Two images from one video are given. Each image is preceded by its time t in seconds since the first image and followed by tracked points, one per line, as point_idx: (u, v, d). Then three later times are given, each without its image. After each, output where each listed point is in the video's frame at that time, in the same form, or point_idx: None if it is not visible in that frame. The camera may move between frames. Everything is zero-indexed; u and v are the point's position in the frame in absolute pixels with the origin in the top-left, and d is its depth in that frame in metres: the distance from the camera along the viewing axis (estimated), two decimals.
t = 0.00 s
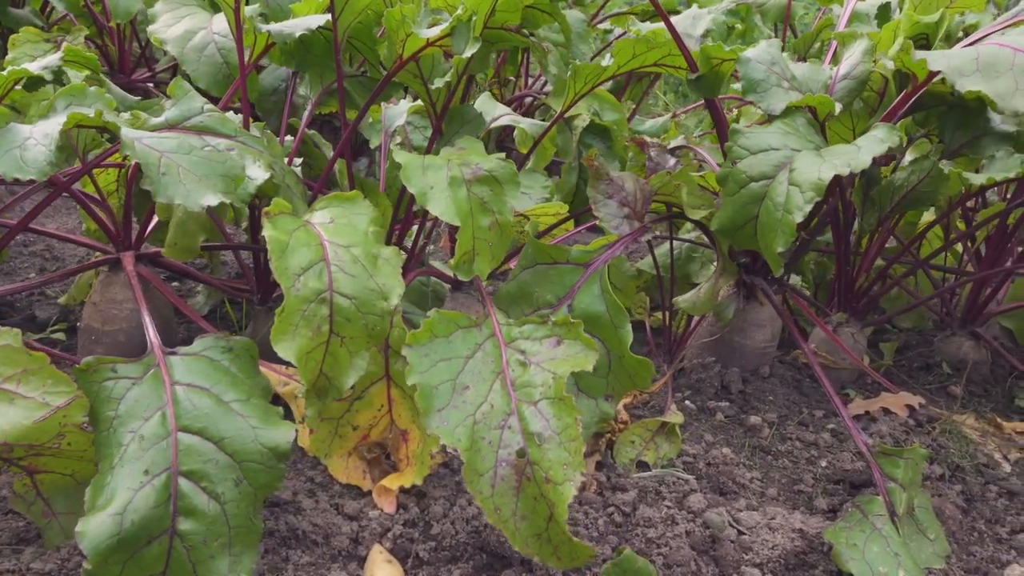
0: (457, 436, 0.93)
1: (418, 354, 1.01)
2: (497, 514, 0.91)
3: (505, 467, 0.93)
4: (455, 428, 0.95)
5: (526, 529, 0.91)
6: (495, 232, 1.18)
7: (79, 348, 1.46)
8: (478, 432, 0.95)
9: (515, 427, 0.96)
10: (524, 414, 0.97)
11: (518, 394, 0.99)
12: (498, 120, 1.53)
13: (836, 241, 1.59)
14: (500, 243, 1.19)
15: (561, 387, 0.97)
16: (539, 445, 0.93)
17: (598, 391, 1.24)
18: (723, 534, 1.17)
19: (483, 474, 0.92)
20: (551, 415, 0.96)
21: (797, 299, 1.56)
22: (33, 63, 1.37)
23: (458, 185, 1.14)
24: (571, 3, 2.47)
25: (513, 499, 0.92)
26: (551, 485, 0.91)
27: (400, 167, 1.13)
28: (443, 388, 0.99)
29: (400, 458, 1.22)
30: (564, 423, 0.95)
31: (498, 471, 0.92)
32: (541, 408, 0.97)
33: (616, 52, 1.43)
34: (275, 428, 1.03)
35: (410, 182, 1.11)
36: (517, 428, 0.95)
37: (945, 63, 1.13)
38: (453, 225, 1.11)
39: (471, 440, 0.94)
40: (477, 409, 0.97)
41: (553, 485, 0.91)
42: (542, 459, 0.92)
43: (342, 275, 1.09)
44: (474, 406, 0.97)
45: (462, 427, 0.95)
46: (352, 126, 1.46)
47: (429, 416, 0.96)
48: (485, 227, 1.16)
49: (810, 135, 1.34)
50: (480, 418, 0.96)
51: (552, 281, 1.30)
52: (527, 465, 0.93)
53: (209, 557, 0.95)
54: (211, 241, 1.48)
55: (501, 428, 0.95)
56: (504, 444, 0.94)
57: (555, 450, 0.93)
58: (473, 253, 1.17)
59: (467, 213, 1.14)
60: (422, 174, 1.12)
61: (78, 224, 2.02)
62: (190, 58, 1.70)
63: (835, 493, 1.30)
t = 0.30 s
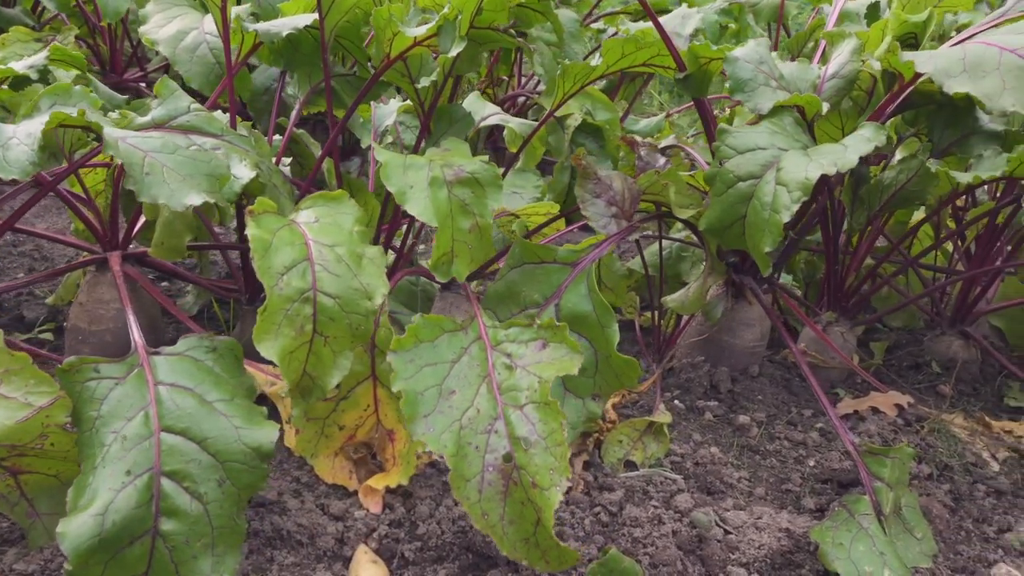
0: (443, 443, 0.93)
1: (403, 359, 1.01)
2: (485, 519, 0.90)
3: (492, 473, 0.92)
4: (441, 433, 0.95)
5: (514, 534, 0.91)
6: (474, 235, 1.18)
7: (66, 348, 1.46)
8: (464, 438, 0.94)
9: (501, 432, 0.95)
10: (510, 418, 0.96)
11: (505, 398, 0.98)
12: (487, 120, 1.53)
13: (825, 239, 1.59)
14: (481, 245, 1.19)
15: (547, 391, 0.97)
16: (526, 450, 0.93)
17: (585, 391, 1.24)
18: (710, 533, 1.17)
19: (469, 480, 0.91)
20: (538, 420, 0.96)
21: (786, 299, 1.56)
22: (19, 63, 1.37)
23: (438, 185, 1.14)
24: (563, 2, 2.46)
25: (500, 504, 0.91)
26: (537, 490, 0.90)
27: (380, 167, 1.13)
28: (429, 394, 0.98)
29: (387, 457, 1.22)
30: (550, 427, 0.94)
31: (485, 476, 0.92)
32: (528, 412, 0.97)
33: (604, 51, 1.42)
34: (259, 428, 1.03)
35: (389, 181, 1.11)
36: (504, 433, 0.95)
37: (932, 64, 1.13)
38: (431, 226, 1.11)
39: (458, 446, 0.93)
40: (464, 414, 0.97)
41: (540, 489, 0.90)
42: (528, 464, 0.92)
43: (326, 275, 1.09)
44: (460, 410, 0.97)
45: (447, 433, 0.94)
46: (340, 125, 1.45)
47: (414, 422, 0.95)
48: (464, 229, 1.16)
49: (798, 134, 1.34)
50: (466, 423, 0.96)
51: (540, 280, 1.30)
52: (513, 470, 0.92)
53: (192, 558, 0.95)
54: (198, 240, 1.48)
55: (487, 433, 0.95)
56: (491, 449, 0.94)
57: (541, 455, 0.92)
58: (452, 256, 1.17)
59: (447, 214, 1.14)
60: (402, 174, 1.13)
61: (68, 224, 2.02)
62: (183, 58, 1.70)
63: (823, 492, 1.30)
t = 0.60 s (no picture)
0: (417, 434, 0.94)
1: (381, 349, 1.01)
2: (454, 511, 0.91)
3: (466, 466, 0.93)
4: (415, 424, 0.96)
5: (485, 529, 0.91)
6: (466, 232, 1.17)
7: (53, 348, 1.45)
8: (438, 430, 0.95)
9: (476, 425, 0.96)
10: (486, 412, 0.97)
11: (482, 393, 0.99)
12: (476, 120, 1.53)
13: (815, 238, 1.58)
14: (472, 242, 1.19)
15: (522, 385, 0.97)
16: (499, 444, 0.93)
17: (574, 390, 1.24)
18: (697, 533, 1.17)
19: (442, 473, 0.92)
20: (513, 414, 0.96)
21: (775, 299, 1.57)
22: (4, 63, 1.37)
23: (427, 183, 1.14)
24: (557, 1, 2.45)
25: (471, 497, 0.92)
26: (510, 485, 0.91)
27: (370, 166, 1.12)
28: (406, 385, 0.99)
29: (373, 457, 1.22)
30: (524, 422, 0.95)
31: (458, 468, 0.92)
32: (503, 407, 0.97)
33: (593, 50, 1.42)
34: (242, 429, 1.02)
35: (379, 180, 1.11)
36: (479, 427, 0.95)
37: (919, 62, 1.13)
38: (421, 224, 1.11)
39: (431, 437, 0.94)
40: (439, 407, 0.97)
41: (512, 484, 0.91)
42: (501, 458, 0.92)
43: (312, 274, 1.08)
44: (436, 403, 0.98)
45: (422, 424, 0.95)
46: (329, 124, 1.45)
47: (389, 412, 0.96)
48: (454, 227, 1.16)
49: (786, 133, 1.34)
50: (441, 416, 0.96)
51: (527, 280, 1.30)
52: (487, 464, 0.93)
53: (174, 558, 0.94)
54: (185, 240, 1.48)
55: (462, 426, 0.95)
56: (465, 442, 0.94)
57: (515, 450, 0.93)
58: (443, 253, 1.17)
59: (437, 213, 1.14)
60: (392, 172, 1.12)
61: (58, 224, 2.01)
62: (169, 57, 1.69)
63: (811, 492, 1.30)
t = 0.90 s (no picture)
0: (403, 435, 0.93)
1: (365, 352, 1.01)
2: (444, 513, 0.90)
3: (454, 467, 0.92)
4: (403, 428, 0.95)
5: (476, 530, 0.90)
6: (450, 232, 1.17)
7: (38, 348, 1.45)
8: (426, 431, 0.94)
9: (465, 427, 0.94)
10: (474, 413, 0.96)
11: (468, 393, 0.98)
12: (463, 119, 1.53)
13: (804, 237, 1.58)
14: (455, 240, 1.19)
15: (510, 385, 0.97)
16: (488, 445, 0.93)
17: (560, 390, 1.23)
18: (683, 532, 1.17)
19: (431, 474, 0.91)
20: (500, 415, 0.95)
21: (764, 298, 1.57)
22: None
23: (410, 182, 1.14)
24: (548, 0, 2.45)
25: (461, 499, 0.90)
26: (498, 484, 0.90)
27: (352, 164, 1.12)
28: (392, 387, 0.98)
29: (359, 457, 1.21)
30: (512, 421, 0.94)
31: (447, 470, 0.91)
32: (491, 407, 0.96)
33: (580, 49, 1.42)
34: (225, 428, 1.02)
35: (361, 179, 1.10)
36: (467, 427, 0.94)
37: (902, 62, 1.12)
38: (403, 224, 1.10)
39: (419, 440, 0.93)
40: (426, 408, 0.96)
41: (500, 484, 0.90)
42: (489, 459, 0.92)
43: (295, 274, 1.09)
44: (423, 404, 0.96)
45: (409, 426, 0.94)
46: (316, 123, 1.45)
47: (376, 415, 0.95)
48: (438, 226, 1.16)
49: (772, 133, 1.34)
50: (429, 417, 0.95)
51: (513, 279, 1.30)
52: (475, 464, 0.92)
53: (156, 558, 0.94)
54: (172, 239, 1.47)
55: (450, 428, 0.94)
56: (454, 443, 0.93)
57: (503, 450, 0.92)
58: (426, 253, 1.16)
59: (420, 211, 1.14)
60: (374, 171, 1.12)
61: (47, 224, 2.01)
62: (161, 57, 1.69)
63: (798, 491, 1.30)
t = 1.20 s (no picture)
0: (390, 442, 0.92)
1: (352, 357, 1.00)
2: (430, 519, 0.90)
3: (440, 472, 0.91)
4: (388, 432, 0.95)
5: (461, 534, 0.90)
6: (434, 231, 1.17)
7: (25, 348, 1.44)
8: (412, 437, 0.94)
9: (451, 431, 0.94)
10: (460, 417, 0.95)
11: (455, 396, 0.98)
12: (452, 118, 1.52)
13: (795, 236, 1.57)
14: (441, 239, 1.19)
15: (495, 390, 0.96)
16: (474, 449, 0.92)
17: (548, 390, 1.23)
18: (670, 532, 1.16)
19: (417, 480, 0.91)
20: (486, 419, 0.94)
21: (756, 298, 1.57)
22: None
23: (394, 181, 1.14)
24: None
25: (447, 503, 0.90)
26: (485, 489, 0.90)
27: (338, 162, 1.12)
28: (379, 393, 0.98)
29: (346, 457, 1.20)
30: (498, 426, 0.93)
31: (432, 475, 0.91)
32: (477, 411, 0.95)
33: (569, 48, 1.42)
34: (210, 429, 1.02)
35: (347, 176, 1.10)
36: (453, 432, 0.94)
37: (885, 59, 1.13)
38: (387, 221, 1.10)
39: (405, 445, 0.93)
40: (413, 413, 0.96)
41: (486, 489, 0.90)
42: (475, 463, 0.91)
43: (281, 273, 1.08)
44: (410, 410, 0.96)
45: (395, 432, 0.94)
46: (305, 121, 1.44)
47: (361, 421, 0.95)
48: (424, 224, 1.15)
49: (760, 131, 1.34)
50: (415, 422, 0.95)
51: (501, 278, 1.30)
52: (461, 469, 0.91)
53: (139, 559, 0.94)
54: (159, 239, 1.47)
55: (436, 432, 0.94)
56: (439, 448, 0.93)
57: (489, 454, 0.92)
58: (412, 252, 1.16)
59: (405, 208, 1.13)
60: (359, 169, 1.12)
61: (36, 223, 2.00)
62: (150, 56, 1.68)
63: (787, 491, 1.30)
